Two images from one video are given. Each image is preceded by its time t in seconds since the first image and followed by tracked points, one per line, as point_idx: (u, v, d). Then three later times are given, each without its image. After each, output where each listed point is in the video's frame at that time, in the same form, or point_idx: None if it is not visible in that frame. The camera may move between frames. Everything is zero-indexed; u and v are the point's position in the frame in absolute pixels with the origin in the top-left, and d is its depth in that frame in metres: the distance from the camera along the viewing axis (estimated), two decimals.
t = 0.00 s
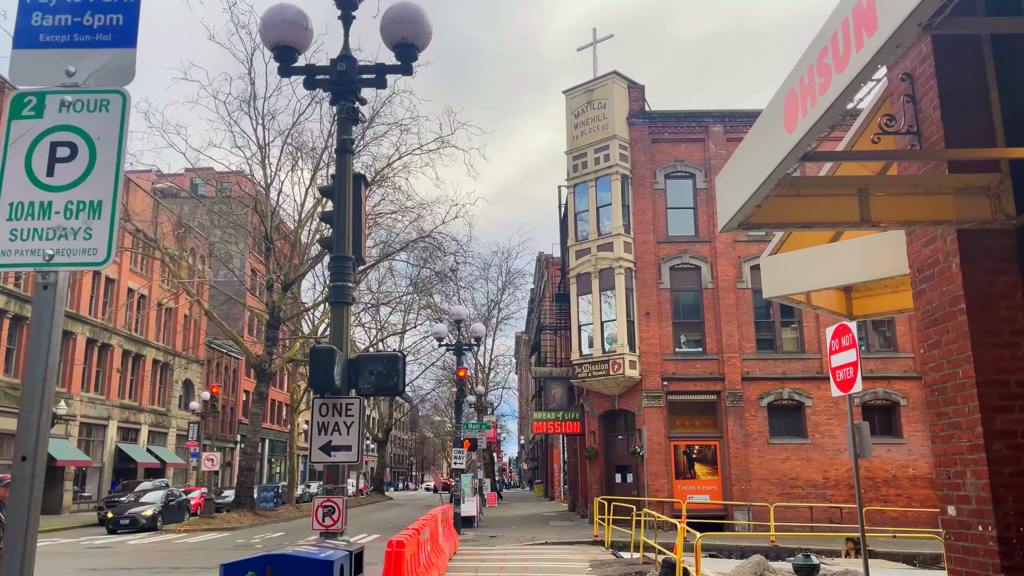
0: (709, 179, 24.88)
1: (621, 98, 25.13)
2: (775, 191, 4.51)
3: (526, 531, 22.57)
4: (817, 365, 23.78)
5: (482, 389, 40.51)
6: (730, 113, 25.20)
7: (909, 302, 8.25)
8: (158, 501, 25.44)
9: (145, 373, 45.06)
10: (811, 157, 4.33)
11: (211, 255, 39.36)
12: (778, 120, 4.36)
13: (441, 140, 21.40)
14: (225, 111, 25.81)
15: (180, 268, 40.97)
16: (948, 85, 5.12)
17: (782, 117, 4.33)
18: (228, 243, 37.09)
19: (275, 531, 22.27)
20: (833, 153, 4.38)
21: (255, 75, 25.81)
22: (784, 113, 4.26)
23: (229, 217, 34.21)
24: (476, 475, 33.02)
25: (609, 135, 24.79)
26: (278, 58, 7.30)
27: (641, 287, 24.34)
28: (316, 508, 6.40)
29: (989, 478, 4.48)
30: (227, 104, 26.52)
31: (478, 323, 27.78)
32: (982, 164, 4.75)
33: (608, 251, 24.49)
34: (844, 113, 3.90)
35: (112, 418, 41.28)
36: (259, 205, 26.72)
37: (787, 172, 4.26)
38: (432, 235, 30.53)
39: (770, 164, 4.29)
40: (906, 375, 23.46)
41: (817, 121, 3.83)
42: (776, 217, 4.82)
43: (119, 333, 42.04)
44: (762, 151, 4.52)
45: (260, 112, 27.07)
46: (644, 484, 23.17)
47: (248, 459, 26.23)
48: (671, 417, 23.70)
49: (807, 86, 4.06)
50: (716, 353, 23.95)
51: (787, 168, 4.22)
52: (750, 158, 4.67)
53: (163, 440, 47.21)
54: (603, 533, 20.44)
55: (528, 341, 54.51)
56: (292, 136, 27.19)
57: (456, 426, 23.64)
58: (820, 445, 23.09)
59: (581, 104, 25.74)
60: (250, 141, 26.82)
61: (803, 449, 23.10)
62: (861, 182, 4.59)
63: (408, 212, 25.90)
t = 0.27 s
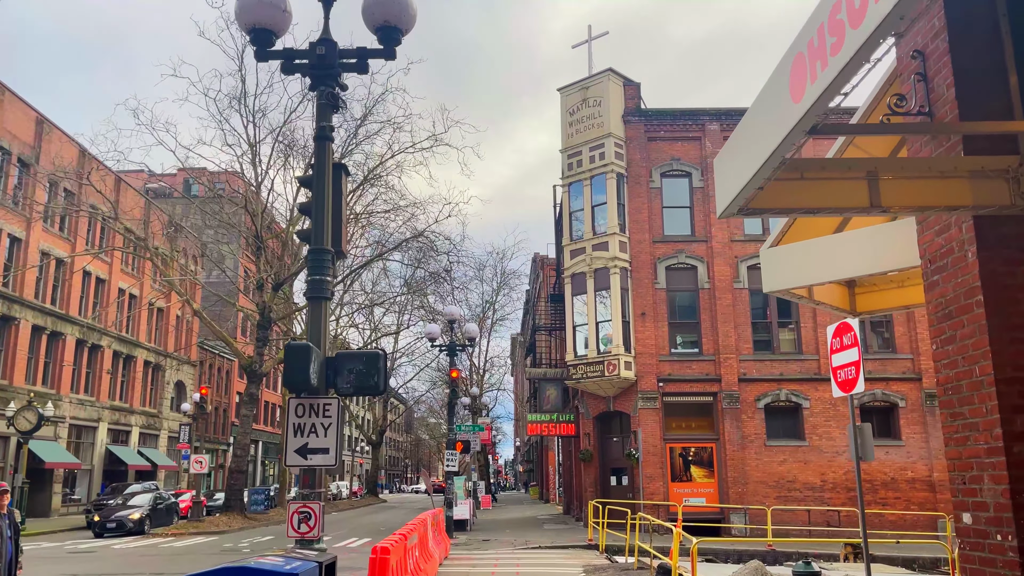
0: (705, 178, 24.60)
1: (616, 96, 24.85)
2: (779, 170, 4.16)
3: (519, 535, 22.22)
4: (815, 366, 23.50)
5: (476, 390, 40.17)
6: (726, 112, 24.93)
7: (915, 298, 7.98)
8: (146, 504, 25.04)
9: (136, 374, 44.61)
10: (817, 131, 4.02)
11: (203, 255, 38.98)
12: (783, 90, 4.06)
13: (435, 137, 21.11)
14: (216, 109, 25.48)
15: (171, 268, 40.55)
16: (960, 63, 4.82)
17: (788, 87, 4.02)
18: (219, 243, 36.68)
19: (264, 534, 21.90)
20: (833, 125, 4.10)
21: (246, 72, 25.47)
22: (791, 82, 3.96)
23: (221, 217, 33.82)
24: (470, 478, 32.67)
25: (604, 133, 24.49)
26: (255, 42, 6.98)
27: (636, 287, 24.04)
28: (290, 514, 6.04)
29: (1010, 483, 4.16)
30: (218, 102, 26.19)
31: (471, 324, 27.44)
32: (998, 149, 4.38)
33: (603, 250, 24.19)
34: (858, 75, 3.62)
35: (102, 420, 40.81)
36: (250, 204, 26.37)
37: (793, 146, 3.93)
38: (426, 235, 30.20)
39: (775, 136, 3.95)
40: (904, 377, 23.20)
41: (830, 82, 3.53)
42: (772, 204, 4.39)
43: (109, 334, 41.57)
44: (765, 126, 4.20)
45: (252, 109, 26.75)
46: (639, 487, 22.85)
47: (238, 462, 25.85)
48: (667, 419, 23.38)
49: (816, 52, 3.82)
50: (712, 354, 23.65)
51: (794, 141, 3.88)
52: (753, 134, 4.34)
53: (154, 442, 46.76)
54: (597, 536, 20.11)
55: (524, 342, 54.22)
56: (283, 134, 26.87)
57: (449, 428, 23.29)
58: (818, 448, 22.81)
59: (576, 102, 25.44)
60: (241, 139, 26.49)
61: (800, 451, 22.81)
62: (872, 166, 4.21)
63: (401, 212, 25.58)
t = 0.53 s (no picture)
0: (701, 175, 24.33)
1: (611, 92, 24.56)
2: (784, 136, 3.78)
3: (512, 536, 21.88)
4: (811, 366, 23.22)
5: (470, 390, 39.85)
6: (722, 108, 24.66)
7: (920, 287, 7.68)
8: (134, 505, 24.64)
9: (127, 374, 44.16)
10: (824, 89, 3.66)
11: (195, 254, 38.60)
12: (787, 45, 3.70)
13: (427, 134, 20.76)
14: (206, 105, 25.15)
15: (162, 267, 40.14)
16: (980, 26, 4.46)
17: (794, 41, 3.66)
18: (211, 242, 36.28)
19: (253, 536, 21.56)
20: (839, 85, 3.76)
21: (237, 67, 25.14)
22: (800, 33, 3.58)
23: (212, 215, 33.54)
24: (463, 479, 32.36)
25: (598, 129, 24.19)
26: (228, 19, 6.65)
27: (630, 286, 23.74)
28: (261, 516, 5.70)
29: None
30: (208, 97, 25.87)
31: (464, 323, 27.11)
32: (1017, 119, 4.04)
33: (597, 248, 23.87)
34: (873, 18, 3.24)
35: (92, 420, 40.34)
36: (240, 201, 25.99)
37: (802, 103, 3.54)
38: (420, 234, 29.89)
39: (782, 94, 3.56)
40: (901, 376, 22.96)
41: (846, 21, 3.15)
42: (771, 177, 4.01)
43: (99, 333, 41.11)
44: (768, 86, 3.84)
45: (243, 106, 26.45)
46: (633, 488, 22.54)
47: (228, 462, 25.48)
48: (662, 419, 23.07)
49: None
50: (707, 353, 23.35)
51: (802, 98, 3.48)
52: (755, 97, 3.97)
53: (145, 442, 46.32)
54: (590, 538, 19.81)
55: (519, 342, 53.95)
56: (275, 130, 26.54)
57: (441, 428, 22.95)
58: (815, 448, 22.52)
59: (570, 98, 25.15)
60: (232, 136, 26.15)
61: (796, 452, 22.52)
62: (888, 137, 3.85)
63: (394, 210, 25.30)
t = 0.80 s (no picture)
0: (695, 173, 24.06)
1: (605, 89, 24.26)
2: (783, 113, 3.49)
3: (503, 538, 21.55)
4: (807, 366, 22.96)
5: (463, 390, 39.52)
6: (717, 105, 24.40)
7: (924, 282, 7.50)
8: (119, 507, 24.22)
9: (116, 373, 43.63)
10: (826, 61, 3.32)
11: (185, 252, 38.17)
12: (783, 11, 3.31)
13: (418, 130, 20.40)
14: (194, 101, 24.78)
15: (151, 265, 39.67)
16: None
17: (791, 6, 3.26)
18: (200, 240, 35.86)
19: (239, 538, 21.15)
20: (856, 38, 3.35)
21: (226, 62, 24.78)
22: (791, 2, 3.24)
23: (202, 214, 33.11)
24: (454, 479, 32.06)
25: (592, 126, 23.90)
26: None
27: (624, 285, 23.44)
28: (229, 522, 5.36)
29: None
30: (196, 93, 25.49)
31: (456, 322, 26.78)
32: None
33: (590, 246, 23.56)
34: None
35: (80, 420, 39.79)
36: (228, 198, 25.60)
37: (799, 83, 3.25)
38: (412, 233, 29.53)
39: (775, 73, 3.28)
40: (897, 376, 22.74)
41: None
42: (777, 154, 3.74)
43: (88, 332, 40.56)
44: (764, 59, 3.48)
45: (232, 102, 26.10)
46: (626, 490, 22.23)
47: (215, 463, 25.08)
48: (655, 419, 22.78)
49: None
50: (702, 353, 23.07)
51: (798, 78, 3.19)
52: (748, 69, 3.66)
53: (134, 443, 45.80)
54: (583, 541, 19.48)
55: (512, 342, 53.65)
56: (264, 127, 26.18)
57: (431, 428, 22.58)
58: (810, 449, 22.26)
59: (564, 94, 24.84)
60: (221, 132, 25.76)
61: (791, 453, 22.26)
62: (899, 112, 3.56)
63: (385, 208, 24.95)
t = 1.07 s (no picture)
0: (690, 169, 23.81)
1: (598, 83, 23.98)
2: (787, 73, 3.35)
3: (494, 539, 21.20)
4: (802, 364, 22.71)
5: (456, 389, 39.21)
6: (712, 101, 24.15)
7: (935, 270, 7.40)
8: (104, 507, 23.76)
9: (104, 372, 43.04)
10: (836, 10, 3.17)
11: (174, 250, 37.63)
12: None
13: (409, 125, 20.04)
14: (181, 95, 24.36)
15: (140, 263, 39.12)
16: None
17: None
18: (190, 238, 35.36)
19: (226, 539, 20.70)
20: None
21: (214, 56, 24.38)
22: None
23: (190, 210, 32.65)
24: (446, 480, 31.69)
25: (585, 121, 23.59)
26: None
27: (618, 282, 23.14)
28: (195, 522, 5.02)
29: None
30: (184, 87, 25.06)
31: (447, 319, 26.42)
32: None
33: (584, 243, 23.26)
34: None
35: (67, 419, 39.18)
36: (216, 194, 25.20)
37: (808, 37, 3.13)
38: (403, 230, 29.15)
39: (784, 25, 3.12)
40: (893, 375, 22.54)
41: None
42: (781, 119, 3.60)
43: (75, 331, 39.94)
44: (769, 11, 3.31)
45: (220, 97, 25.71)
46: (620, 489, 21.94)
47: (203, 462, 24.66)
48: (649, 418, 22.49)
49: None
50: (696, 351, 22.79)
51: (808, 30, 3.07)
52: (752, 27, 3.49)
53: (122, 442, 45.23)
54: (576, 542, 19.15)
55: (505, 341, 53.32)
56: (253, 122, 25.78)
57: (421, 427, 22.19)
58: (805, 448, 22.01)
59: (557, 89, 24.55)
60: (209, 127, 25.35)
61: (786, 452, 22.01)
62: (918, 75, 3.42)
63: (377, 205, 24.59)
